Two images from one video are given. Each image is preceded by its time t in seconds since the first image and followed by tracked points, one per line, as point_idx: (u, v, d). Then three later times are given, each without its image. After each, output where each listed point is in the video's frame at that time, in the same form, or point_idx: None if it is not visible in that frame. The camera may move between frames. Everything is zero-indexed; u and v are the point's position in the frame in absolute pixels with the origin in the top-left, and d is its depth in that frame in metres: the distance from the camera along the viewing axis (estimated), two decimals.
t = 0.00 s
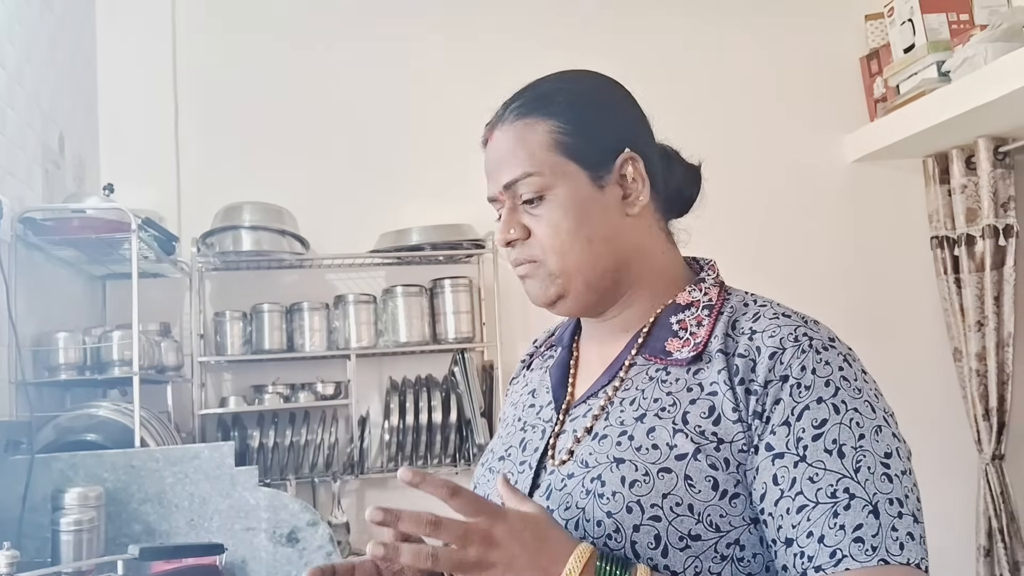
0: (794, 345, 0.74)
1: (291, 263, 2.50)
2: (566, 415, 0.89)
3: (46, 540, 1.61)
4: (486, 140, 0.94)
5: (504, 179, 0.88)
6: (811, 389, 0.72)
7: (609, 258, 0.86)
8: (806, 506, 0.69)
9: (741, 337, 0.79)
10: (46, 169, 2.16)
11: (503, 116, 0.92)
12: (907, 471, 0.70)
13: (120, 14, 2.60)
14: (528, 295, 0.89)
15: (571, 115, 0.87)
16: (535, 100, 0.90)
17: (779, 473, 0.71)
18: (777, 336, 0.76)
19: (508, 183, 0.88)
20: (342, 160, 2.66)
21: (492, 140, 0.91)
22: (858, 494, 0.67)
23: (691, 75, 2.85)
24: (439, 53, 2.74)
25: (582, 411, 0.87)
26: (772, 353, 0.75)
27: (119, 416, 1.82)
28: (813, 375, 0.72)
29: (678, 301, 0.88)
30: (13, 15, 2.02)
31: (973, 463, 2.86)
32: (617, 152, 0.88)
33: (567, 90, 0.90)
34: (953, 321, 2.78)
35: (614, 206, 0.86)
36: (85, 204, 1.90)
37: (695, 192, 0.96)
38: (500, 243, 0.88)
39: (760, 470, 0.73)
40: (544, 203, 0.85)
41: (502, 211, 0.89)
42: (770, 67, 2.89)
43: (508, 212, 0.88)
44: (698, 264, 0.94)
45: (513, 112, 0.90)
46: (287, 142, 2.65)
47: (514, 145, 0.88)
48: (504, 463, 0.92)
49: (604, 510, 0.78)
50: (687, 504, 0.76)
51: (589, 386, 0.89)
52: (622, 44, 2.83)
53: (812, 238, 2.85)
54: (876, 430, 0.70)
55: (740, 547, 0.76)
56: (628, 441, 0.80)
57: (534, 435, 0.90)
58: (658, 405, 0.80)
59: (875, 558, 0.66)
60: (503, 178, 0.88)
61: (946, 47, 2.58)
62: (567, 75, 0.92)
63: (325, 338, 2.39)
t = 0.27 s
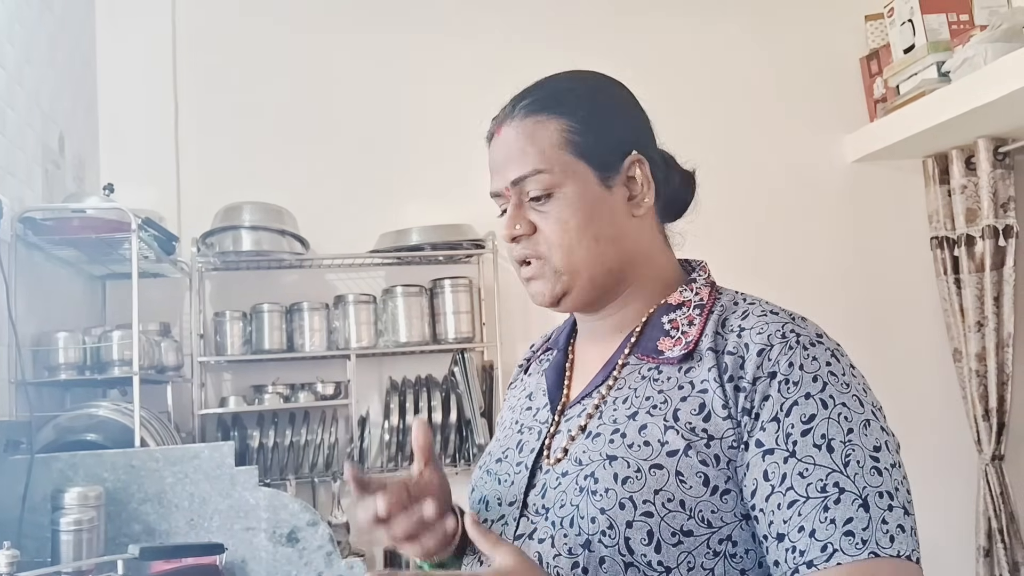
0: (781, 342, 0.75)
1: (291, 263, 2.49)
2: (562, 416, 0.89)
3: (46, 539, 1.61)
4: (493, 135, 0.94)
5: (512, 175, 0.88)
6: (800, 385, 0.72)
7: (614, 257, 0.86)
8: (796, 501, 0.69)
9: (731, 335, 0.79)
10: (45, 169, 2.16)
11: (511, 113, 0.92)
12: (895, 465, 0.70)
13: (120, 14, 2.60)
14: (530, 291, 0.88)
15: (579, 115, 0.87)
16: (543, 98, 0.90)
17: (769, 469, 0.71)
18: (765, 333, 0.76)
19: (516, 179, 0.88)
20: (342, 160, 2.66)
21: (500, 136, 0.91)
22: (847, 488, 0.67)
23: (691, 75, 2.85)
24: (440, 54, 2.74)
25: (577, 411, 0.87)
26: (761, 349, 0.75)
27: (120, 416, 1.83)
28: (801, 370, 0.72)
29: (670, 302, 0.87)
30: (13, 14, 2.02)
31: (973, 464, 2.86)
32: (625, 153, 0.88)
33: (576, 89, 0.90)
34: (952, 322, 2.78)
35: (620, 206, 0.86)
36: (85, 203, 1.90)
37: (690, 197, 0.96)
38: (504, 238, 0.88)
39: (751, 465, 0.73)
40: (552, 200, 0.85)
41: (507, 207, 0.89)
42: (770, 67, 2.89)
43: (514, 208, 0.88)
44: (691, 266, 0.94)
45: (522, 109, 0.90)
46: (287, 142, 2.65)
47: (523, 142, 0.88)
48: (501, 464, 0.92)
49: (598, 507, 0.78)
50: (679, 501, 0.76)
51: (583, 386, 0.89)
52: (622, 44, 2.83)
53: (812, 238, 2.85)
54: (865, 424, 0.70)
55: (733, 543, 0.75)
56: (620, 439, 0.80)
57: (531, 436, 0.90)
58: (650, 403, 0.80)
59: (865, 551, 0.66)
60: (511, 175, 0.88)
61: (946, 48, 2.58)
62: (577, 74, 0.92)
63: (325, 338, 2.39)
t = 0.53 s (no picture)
0: (782, 344, 0.74)
1: (291, 263, 2.49)
2: (562, 417, 0.89)
3: (45, 539, 1.61)
4: (492, 137, 0.93)
5: (513, 177, 0.88)
6: (801, 386, 0.72)
7: (614, 258, 0.86)
8: (798, 501, 0.69)
9: (732, 336, 0.79)
10: (45, 169, 2.16)
11: (509, 115, 0.92)
12: (895, 466, 0.70)
13: (120, 14, 2.60)
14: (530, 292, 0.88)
15: (579, 116, 0.88)
16: (542, 101, 0.90)
17: (771, 470, 0.71)
18: (766, 334, 0.76)
19: (516, 180, 0.88)
20: (342, 160, 2.66)
21: (500, 138, 0.91)
22: (848, 489, 0.67)
23: (691, 75, 2.85)
24: (441, 54, 2.74)
25: (578, 411, 0.87)
26: (762, 351, 0.75)
27: (120, 417, 1.83)
28: (802, 372, 0.72)
29: (670, 303, 0.88)
30: (13, 14, 2.02)
31: (973, 464, 2.86)
32: (624, 154, 0.88)
33: (574, 92, 0.90)
34: (952, 322, 2.78)
35: (620, 206, 0.86)
36: (85, 203, 1.90)
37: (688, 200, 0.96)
38: (505, 239, 0.88)
39: (752, 466, 0.73)
40: (552, 202, 0.85)
41: (507, 208, 0.89)
42: (770, 67, 2.90)
43: (514, 209, 0.88)
44: (689, 267, 0.95)
45: (521, 112, 0.90)
46: (287, 142, 2.65)
47: (523, 144, 0.88)
48: (501, 464, 0.92)
49: (601, 508, 0.78)
50: (682, 501, 0.76)
51: (584, 387, 0.89)
52: (622, 44, 2.83)
53: (812, 239, 2.85)
54: (865, 426, 0.70)
55: (735, 543, 0.76)
56: (623, 440, 0.80)
57: (531, 436, 0.90)
58: (652, 404, 0.80)
59: (866, 552, 0.66)
60: (511, 177, 0.88)
61: (946, 49, 2.58)
62: (574, 77, 0.92)
63: (325, 338, 2.39)
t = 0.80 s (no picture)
0: (776, 345, 0.74)
1: (290, 263, 2.49)
2: (558, 420, 0.89)
3: (44, 539, 1.60)
4: (488, 138, 0.92)
5: (513, 178, 0.87)
6: (795, 387, 0.72)
7: (614, 259, 0.86)
8: (794, 502, 0.69)
9: (725, 338, 0.79)
10: (44, 169, 2.16)
11: (507, 116, 0.91)
12: (890, 464, 0.70)
13: (120, 14, 2.60)
14: (529, 293, 0.88)
15: (581, 117, 0.87)
16: (541, 102, 0.89)
17: (767, 471, 0.71)
18: (759, 335, 0.76)
19: (517, 182, 0.87)
20: (341, 160, 2.66)
21: (498, 138, 0.90)
22: (844, 489, 0.68)
23: (691, 76, 2.85)
24: (441, 55, 2.74)
25: (573, 415, 0.86)
26: (756, 353, 0.75)
27: (119, 417, 1.82)
28: (796, 373, 0.72)
29: (663, 304, 0.88)
30: (13, 13, 2.02)
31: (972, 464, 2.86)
32: (623, 156, 0.88)
33: (571, 93, 0.89)
34: (952, 322, 2.78)
35: (620, 207, 0.86)
36: (84, 203, 1.90)
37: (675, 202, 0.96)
38: (504, 240, 0.87)
39: (748, 468, 0.73)
40: (554, 202, 0.85)
41: (506, 209, 0.88)
42: (770, 68, 2.89)
43: (514, 210, 0.87)
44: (680, 268, 0.95)
45: (519, 112, 0.90)
46: (287, 142, 2.65)
47: (523, 145, 0.87)
48: (497, 468, 0.91)
49: (598, 511, 0.78)
50: (679, 504, 0.76)
51: (579, 390, 0.88)
52: (622, 44, 2.83)
53: (811, 239, 2.85)
54: (859, 425, 0.70)
55: (732, 544, 0.75)
56: (619, 443, 0.79)
57: (527, 440, 0.90)
58: (648, 407, 0.80)
59: (863, 551, 0.66)
60: (511, 178, 0.87)
61: (945, 49, 2.58)
62: (569, 78, 0.91)
63: (324, 338, 2.39)
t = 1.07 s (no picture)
0: (764, 341, 0.75)
1: (290, 263, 2.49)
2: (550, 420, 0.88)
3: (44, 538, 1.60)
4: (512, 117, 0.90)
5: (552, 161, 0.85)
6: (784, 382, 0.72)
7: (638, 256, 0.88)
8: (786, 495, 0.69)
9: (715, 335, 0.80)
10: (44, 168, 2.16)
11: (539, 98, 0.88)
12: (879, 457, 0.70)
13: (120, 15, 2.60)
14: (550, 281, 0.87)
15: (615, 112, 0.88)
16: (577, 90, 0.88)
17: (759, 465, 0.71)
18: (748, 332, 0.76)
19: (554, 166, 0.86)
20: (342, 160, 2.66)
21: (532, 119, 0.88)
22: (835, 481, 0.68)
23: (690, 76, 2.85)
24: (442, 55, 2.74)
25: (565, 415, 0.86)
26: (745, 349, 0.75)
27: (118, 417, 1.82)
28: (784, 367, 0.73)
29: (653, 303, 0.88)
30: (13, 13, 2.02)
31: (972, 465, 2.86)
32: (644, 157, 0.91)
33: (601, 86, 0.89)
34: (951, 322, 2.78)
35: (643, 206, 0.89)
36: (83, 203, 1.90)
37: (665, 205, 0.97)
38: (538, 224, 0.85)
39: (740, 463, 0.73)
40: (595, 193, 0.85)
41: (538, 193, 0.87)
42: (769, 68, 2.89)
43: (549, 194, 0.86)
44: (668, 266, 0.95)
45: (553, 95, 0.88)
46: (287, 142, 2.65)
47: (565, 130, 0.86)
48: (489, 470, 0.91)
49: (592, 510, 0.77)
50: (672, 501, 0.75)
51: (571, 390, 0.88)
52: (621, 44, 2.83)
53: (811, 239, 2.85)
54: (848, 418, 0.70)
55: (725, 539, 0.75)
56: (612, 442, 0.79)
57: (519, 441, 0.89)
58: (640, 405, 0.80)
59: (854, 543, 0.66)
60: (549, 161, 0.86)
61: (945, 49, 2.58)
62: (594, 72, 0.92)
63: (324, 338, 2.39)
